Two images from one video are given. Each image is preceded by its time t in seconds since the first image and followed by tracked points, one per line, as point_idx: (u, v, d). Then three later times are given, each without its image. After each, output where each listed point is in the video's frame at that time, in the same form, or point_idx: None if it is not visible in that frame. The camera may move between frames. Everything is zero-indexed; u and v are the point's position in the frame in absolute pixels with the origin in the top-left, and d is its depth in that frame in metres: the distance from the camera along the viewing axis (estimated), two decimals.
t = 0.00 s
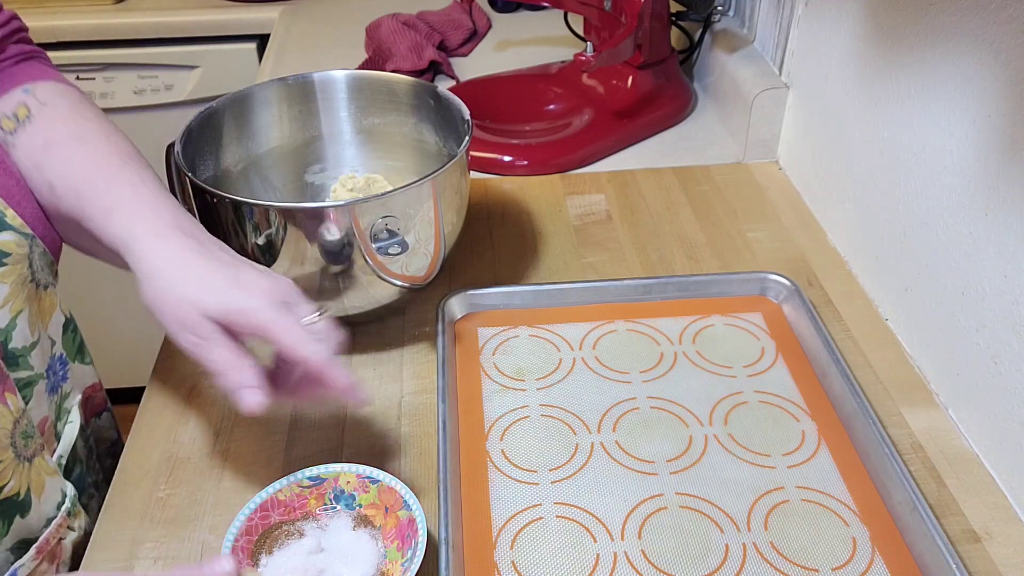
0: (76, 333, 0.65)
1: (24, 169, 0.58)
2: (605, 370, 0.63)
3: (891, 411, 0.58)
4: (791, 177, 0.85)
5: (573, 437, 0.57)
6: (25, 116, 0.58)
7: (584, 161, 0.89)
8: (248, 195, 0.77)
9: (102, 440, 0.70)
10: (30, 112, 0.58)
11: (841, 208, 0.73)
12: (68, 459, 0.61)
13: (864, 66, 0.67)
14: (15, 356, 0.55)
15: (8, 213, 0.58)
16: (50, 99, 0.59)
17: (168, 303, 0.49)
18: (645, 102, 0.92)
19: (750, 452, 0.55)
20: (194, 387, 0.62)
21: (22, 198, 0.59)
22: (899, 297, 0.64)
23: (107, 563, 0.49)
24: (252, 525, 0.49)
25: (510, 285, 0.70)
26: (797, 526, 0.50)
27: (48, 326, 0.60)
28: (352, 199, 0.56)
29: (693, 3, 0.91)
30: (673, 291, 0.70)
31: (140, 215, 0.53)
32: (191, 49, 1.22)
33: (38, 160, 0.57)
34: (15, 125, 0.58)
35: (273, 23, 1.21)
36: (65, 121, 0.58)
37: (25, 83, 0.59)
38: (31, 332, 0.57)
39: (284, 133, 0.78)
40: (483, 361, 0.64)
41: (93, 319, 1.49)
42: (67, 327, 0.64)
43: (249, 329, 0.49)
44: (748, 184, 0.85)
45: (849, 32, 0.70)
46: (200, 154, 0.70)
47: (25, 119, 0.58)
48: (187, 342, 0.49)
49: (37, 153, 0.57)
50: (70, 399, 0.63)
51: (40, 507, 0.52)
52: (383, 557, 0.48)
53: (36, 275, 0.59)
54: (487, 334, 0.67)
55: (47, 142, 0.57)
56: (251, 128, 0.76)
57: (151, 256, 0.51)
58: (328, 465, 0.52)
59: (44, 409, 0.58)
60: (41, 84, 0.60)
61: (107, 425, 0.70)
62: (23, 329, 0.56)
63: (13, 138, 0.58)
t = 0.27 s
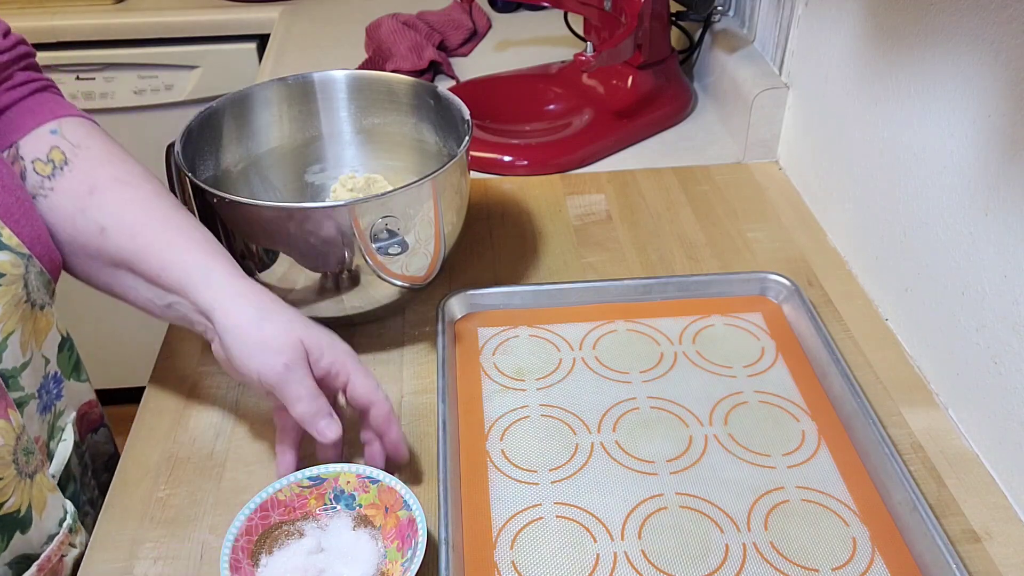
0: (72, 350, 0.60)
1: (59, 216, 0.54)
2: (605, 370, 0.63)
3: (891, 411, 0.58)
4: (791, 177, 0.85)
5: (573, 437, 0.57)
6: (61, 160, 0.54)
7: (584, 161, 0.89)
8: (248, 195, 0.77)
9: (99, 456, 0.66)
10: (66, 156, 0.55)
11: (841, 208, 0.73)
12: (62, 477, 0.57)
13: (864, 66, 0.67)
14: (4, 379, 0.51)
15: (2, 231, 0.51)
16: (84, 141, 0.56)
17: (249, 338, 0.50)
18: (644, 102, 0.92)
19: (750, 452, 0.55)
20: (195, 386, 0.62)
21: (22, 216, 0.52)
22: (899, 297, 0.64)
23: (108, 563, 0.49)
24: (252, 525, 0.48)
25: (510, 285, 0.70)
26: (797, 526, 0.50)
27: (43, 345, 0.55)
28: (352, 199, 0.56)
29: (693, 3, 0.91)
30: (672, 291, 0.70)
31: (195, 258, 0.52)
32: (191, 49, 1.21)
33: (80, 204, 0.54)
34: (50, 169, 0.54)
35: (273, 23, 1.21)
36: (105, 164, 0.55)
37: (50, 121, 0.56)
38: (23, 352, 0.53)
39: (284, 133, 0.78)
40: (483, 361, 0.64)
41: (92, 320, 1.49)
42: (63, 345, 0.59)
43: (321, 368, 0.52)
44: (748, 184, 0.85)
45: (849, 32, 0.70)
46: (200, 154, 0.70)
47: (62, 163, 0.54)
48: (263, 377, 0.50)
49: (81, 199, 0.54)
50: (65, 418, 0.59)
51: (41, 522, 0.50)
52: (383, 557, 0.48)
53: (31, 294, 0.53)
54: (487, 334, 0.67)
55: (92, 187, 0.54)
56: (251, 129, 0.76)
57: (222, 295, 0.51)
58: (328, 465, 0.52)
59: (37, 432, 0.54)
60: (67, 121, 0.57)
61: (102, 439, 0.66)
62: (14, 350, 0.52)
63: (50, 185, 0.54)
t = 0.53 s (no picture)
0: (69, 365, 0.59)
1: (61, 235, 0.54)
2: (605, 370, 0.63)
3: (891, 411, 0.58)
4: (791, 177, 0.85)
5: (573, 437, 0.57)
6: (65, 180, 0.54)
7: (584, 161, 0.89)
8: (248, 195, 0.77)
9: (90, 468, 0.64)
10: (70, 175, 0.54)
11: (841, 207, 0.73)
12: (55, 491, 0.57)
13: (864, 66, 0.67)
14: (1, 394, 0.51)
15: (2, 247, 0.51)
16: (90, 161, 0.55)
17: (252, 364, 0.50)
18: (644, 102, 0.92)
19: (749, 452, 0.56)
20: (195, 387, 0.62)
21: (23, 231, 0.52)
22: (899, 297, 0.64)
23: (108, 563, 0.49)
24: (252, 523, 0.48)
25: (509, 285, 0.70)
26: (797, 526, 0.50)
27: (39, 360, 0.55)
28: (353, 199, 0.56)
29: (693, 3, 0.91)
30: (672, 291, 0.70)
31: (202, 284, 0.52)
32: (191, 49, 1.21)
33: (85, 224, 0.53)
34: (54, 188, 0.54)
35: (273, 23, 1.21)
36: (111, 187, 0.55)
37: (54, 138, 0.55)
38: (18, 368, 0.52)
39: (284, 133, 0.78)
40: (483, 361, 0.64)
41: (92, 320, 1.49)
42: (59, 359, 0.57)
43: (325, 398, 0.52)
44: (748, 184, 0.85)
45: (849, 32, 0.70)
46: (201, 154, 0.70)
47: (66, 183, 0.54)
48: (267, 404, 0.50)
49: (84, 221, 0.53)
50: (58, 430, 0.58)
51: (41, 533, 0.50)
52: (383, 554, 0.48)
53: (28, 310, 0.52)
54: (487, 334, 0.67)
55: (97, 209, 0.53)
56: (250, 129, 0.76)
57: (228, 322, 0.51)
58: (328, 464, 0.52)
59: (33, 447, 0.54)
60: (72, 139, 0.56)
61: (96, 452, 0.65)
62: (8, 367, 0.51)
63: (52, 204, 0.54)
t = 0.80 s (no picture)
0: (74, 363, 0.60)
1: (47, 195, 0.54)
2: (605, 370, 0.63)
3: (891, 411, 0.58)
4: (791, 177, 0.85)
5: (573, 437, 0.57)
6: (50, 143, 0.54)
7: (584, 161, 0.89)
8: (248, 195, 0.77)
9: (95, 475, 0.65)
10: (55, 138, 0.55)
11: (841, 207, 0.73)
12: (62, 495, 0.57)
13: (864, 66, 0.68)
14: (14, 392, 0.52)
15: (4, 240, 0.52)
16: (71, 124, 0.56)
17: (225, 279, 0.49)
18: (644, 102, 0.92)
19: (749, 452, 0.56)
20: (194, 386, 0.62)
21: (24, 227, 0.53)
22: (899, 297, 0.64)
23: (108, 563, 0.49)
24: (222, 425, 0.49)
25: (509, 285, 0.70)
26: (797, 526, 0.50)
27: (47, 357, 0.55)
28: (353, 199, 0.56)
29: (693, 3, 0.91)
30: (672, 291, 0.70)
31: (177, 215, 0.51)
32: (191, 49, 1.21)
33: (69, 177, 0.53)
34: (40, 153, 0.54)
35: (273, 23, 1.21)
36: (93, 144, 0.55)
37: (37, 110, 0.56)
38: (31, 365, 0.53)
39: (284, 132, 0.78)
40: (483, 361, 0.64)
41: (92, 321, 1.49)
42: (64, 358, 0.58)
43: (297, 314, 0.51)
44: (748, 184, 0.85)
45: (849, 32, 0.70)
46: (200, 154, 0.70)
47: (51, 146, 0.54)
48: (242, 311, 0.49)
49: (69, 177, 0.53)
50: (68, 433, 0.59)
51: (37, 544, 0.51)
52: (364, 444, 0.48)
53: (37, 307, 0.54)
54: (487, 334, 0.67)
55: (81, 165, 0.53)
56: (250, 129, 0.76)
57: (198, 244, 0.50)
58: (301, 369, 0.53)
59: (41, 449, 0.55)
60: (53, 109, 0.57)
61: (101, 458, 0.65)
62: (24, 363, 0.52)
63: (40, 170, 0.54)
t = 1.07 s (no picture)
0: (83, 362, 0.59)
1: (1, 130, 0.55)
2: (605, 370, 0.63)
3: (891, 411, 0.58)
4: (791, 176, 0.85)
5: (573, 437, 0.57)
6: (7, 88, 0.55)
7: (584, 161, 0.89)
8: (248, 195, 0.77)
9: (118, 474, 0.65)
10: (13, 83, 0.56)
11: (841, 207, 0.73)
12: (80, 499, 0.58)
13: (863, 66, 0.68)
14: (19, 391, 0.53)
15: (7, 244, 0.55)
16: (30, 73, 0.57)
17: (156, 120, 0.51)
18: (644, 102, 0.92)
19: (750, 452, 0.55)
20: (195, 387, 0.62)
21: (19, 226, 0.56)
22: (899, 297, 0.64)
23: (108, 563, 0.49)
24: (135, 253, 0.46)
25: (509, 285, 0.70)
26: (797, 526, 0.50)
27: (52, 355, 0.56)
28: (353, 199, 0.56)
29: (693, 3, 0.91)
30: (672, 292, 0.70)
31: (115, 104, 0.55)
32: (191, 49, 1.21)
33: (21, 101, 0.55)
34: None
35: (273, 23, 1.21)
36: (49, 83, 0.57)
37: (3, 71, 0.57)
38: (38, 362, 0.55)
39: (284, 132, 0.78)
40: (483, 361, 0.64)
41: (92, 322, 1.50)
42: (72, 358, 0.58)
43: (233, 157, 0.53)
44: (748, 184, 0.85)
45: (849, 32, 0.70)
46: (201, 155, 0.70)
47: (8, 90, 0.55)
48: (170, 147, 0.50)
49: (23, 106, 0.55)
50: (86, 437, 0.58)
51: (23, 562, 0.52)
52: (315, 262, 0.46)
53: (36, 307, 0.57)
54: (487, 334, 0.66)
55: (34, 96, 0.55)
56: (250, 129, 0.76)
57: (139, 113, 0.53)
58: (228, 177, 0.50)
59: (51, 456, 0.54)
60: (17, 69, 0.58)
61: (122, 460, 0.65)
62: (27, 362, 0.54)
63: None
